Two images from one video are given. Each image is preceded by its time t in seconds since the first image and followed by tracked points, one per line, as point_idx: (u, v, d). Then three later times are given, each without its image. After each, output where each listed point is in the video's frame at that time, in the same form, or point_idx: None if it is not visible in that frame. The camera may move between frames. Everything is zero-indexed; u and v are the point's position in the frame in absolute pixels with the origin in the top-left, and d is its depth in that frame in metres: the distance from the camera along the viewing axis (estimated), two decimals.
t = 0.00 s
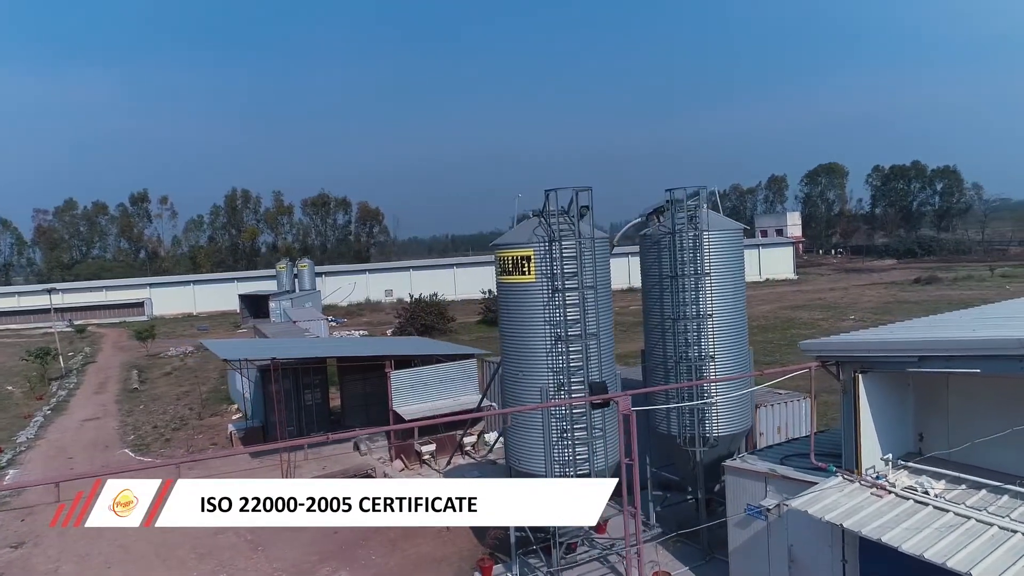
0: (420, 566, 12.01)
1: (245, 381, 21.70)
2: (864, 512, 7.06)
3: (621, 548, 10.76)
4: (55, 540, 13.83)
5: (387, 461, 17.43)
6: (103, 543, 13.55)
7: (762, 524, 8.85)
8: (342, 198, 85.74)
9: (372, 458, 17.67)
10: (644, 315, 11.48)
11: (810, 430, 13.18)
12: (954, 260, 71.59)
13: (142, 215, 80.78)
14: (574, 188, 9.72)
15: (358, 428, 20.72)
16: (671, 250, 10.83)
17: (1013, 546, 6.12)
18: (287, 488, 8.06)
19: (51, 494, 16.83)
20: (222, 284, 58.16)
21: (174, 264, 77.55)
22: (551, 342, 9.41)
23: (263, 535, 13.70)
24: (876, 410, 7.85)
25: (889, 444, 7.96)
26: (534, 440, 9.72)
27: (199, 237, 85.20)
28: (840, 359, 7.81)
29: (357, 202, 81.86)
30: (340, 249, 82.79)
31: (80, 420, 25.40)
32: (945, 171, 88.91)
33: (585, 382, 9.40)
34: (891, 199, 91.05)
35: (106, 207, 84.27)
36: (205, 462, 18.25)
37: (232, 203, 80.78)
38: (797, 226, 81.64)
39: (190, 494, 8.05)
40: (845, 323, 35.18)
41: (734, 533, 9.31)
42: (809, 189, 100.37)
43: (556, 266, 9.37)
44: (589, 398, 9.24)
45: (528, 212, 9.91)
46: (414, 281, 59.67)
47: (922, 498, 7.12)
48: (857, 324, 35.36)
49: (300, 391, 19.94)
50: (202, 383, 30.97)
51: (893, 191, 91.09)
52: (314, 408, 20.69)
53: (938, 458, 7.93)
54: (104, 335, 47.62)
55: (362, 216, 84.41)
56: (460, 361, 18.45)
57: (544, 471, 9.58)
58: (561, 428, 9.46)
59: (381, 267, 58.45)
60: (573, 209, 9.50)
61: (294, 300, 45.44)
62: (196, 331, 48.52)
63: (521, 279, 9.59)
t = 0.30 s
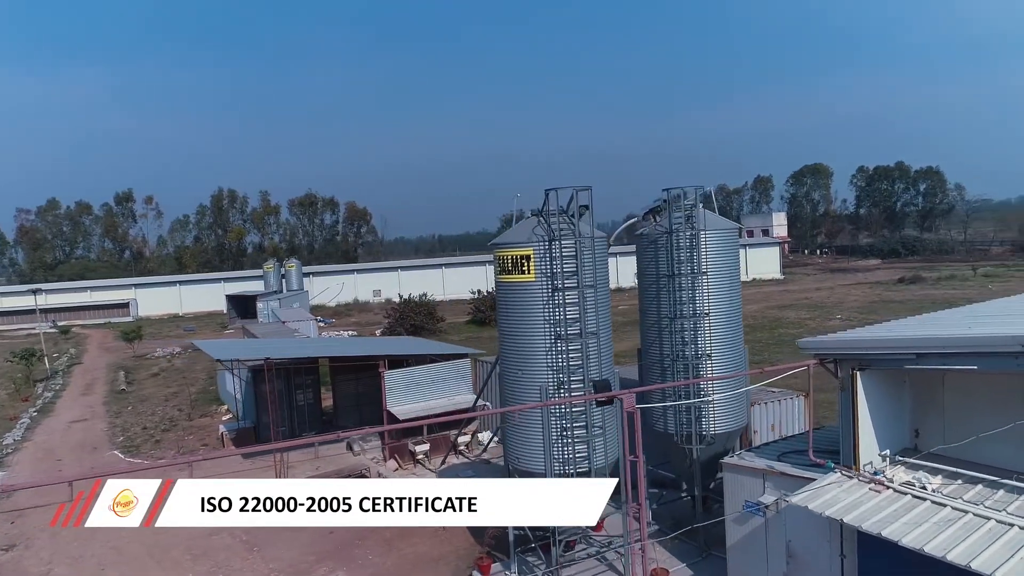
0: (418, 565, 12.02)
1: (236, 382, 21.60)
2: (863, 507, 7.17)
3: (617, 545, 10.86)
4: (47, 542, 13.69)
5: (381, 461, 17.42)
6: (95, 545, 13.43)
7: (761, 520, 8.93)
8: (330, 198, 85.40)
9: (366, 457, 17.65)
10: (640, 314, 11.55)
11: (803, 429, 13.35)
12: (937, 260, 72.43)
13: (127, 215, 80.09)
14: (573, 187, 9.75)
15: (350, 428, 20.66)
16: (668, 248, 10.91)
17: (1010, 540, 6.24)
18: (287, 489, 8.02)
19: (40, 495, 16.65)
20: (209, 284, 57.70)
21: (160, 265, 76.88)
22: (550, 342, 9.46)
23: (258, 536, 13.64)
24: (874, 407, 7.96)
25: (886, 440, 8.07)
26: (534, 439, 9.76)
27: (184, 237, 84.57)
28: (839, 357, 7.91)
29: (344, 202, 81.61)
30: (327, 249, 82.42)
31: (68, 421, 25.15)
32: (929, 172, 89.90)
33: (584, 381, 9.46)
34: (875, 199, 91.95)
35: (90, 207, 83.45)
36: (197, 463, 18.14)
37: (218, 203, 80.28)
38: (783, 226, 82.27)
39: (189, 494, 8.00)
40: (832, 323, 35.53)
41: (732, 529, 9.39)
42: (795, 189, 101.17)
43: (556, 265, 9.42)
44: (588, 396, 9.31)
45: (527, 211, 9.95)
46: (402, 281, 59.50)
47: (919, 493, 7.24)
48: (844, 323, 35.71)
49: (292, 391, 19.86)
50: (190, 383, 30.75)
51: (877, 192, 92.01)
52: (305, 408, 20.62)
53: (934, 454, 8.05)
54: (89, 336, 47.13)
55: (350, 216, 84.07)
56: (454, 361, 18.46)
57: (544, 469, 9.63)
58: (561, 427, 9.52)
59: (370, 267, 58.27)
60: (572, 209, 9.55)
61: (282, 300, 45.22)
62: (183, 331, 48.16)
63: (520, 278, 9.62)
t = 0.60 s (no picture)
0: (414, 565, 12.03)
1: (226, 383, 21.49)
2: (860, 503, 7.28)
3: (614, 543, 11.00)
4: (36, 545, 13.53)
5: (374, 461, 17.39)
6: (86, 547, 13.30)
7: (756, 516, 9.03)
8: (316, 198, 85.06)
9: (358, 457, 17.63)
10: (635, 313, 11.61)
11: (794, 426, 13.51)
12: (920, 260, 73.29)
13: (110, 215, 79.32)
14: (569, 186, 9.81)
15: (341, 428, 20.62)
16: (662, 248, 10.99)
17: (1004, 532, 6.37)
18: (288, 489, 7.99)
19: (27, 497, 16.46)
20: (194, 285, 57.23)
21: (144, 265, 76.15)
22: (548, 340, 9.50)
23: (252, 537, 13.58)
24: (869, 404, 8.08)
25: (880, 436, 8.20)
26: (532, 437, 9.81)
27: (169, 237, 83.89)
28: (835, 354, 8.03)
29: (331, 202, 81.29)
30: (314, 249, 82.02)
31: (53, 423, 24.89)
32: (911, 173, 90.94)
33: (582, 379, 9.50)
34: (858, 200, 92.97)
35: (72, 206, 82.56)
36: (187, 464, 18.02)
37: (203, 202, 79.72)
38: (768, 226, 82.91)
39: (189, 494, 7.94)
40: (818, 322, 35.87)
41: (727, 525, 9.48)
42: (779, 189, 101.97)
43: (554, 264, 9.47)
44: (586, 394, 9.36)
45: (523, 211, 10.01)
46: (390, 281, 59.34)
47: (914, 487, 7.36)
48: (829, 322, 36.11)
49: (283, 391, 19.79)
50: (177, 384, 30.52)
51: (860, 192, 93.03)
52: (296, 408, 20.54)
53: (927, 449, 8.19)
54: (72, 336, 46.62)
55: (336, 216, 83.70)
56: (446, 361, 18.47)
57: (542, 467, 9.68)
58: (559, 425, 9.56)
59: (357, 267, 58.07)
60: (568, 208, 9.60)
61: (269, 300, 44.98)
62: (169, 332, 47.80)
63: (518, 277, 9.66)
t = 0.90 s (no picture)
0: (408, 564, 12.04)
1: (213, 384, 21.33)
2: (854, 497, 7.41)
3: (609, 539, 11.11)
4: (22, 548, 13.35)
5: (364, 461, 17.35)
6: (74, 550, 13.15)
7: (750, 512, 9.15)
8: (300, 198, 84.59)
9: (348, 458, 17.58)
10: (628, 311, 11.69)
11: (783, 424, 13.68)
12: (900, 260, 74.25)
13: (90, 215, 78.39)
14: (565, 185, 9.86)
15: (329, 429, 20.52)
16: (656, 247, 11.08)
17: (995, 525, 6.50)
18: (288, 489, 7.96)
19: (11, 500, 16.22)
20: (176, 285, 56.69)
21: (124, 265, 75.31)
22: (544, 339, 9.57)
23: (244, 538, 13.50)
24: (861, 400, 8.22)
25: (872, 432, 8.34)
26: (527, 436, 9.85)
27: (150, 237, 83.07)
28: (828, 351, 8.15)
29: (314, 202, 80.85)
30: (297, 249, 81.53)
31: (36, 425, 24.57)
32: (890, 174, 92.07)
33: (577, 378, 9.59)
34: (839, 200, 94.08)
35: (51, 206, 81.49)
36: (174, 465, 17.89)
37: (185, 202, 79.06)
38: (751, 227, 83.62)
39: (189, 494, 7.91)
40: (802, 322, 36.22)
41: (721, 521, 9.58)
42: (762, 190, 102.91)
43: (551, 263, 9.54)
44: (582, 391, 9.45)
45: (519, 210, 10.04)
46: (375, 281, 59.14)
47: (907, 481, 7.50)
48: (813, 321, 36.54)
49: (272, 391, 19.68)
50: (161, 385, 30.23)
51: (841, 193, 94.15)
52: (284, 408, 20.44)
53: (918, 444, 8.34)
54: (52, 337, 45.99)
55: (320, 216, 83.26)
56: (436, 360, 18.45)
57: (538, 465, 9.74)
58: (555, 424, 9.63)
59: (341, 267, 57.80)
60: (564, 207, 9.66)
61: (253, 300, 44.69)
62: (151, 333, 47.35)
63: (514, 276, 9.70)
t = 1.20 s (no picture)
0: (402, 563, 12.05)
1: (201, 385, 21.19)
2: (850, 491, 7.54)
3: (603, 536, 11.18)
4: (10, 551, 13.21)
5: (355, 461, 17.32)
6: (63, 553, 13.01)
7: (744, 507, 9.25)
8: (284, 197, 84.09)
9: (339, 458, 17.55)
10: (622, 310, 11.77)
11: (774, 421, 13.83)
12: (882, 259, 75.07)
13: (71, 214, 77.43)
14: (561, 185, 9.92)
15: (319, 429, 20.46)
16: (649, 246, 11.17)
17: (988, 518, 6.65)
18: (289, 489, 7.96)
19: None
20: (159, 286, 56.14)
21: (106, 265, 74.43)
22: (541, 338, 9.63)
23: (236, 539, 13.44)
24: (855, 397, 8.35)
25: (865, 428, 8.47)
26: (524, 434, 9.90)
27: (132, 237, 82.20)
28: (823, 348, 8.28)
29: (299, 202, 80.41)
30: (282, 249, 80.98)
31: (19, 427, 24.24)
32: (872, 175, 93.07)
33: (574, 376, 9.65)
34: (821, 200, 95.11)
35: (31, 205, 80.36)
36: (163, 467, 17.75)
37: (168, 201, 78.34)
38: (735, 227, 84.20)
39: (189, 494, 7.89)
40: (787, 321, 36.54)
41: (716, 517, 9.68)
42: (745, 190, 103.66)
43: (547, 262, 9.60)
44: (579, 389, 9.51)
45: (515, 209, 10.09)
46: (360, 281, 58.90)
47: (900, 476, 7.64)
48: (797, 321, 36.92)
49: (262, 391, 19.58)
50: (147, 386, 29.93)
51: (823, 193, 95.14)
52: (274, 408, 20.35)
53: (910, 439, 8.48)
54: (33, 338, 45.36)
55: (304, 216, 82.80)
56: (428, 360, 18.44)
57: (535, 462, 9.79)
58: (553, 422, 9.69)
59: (327, 267, 57.50)
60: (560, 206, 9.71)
61: (238, 300, 44.37)
62: (134, 334, 46.83)
63: (511, 275, 9.75)
